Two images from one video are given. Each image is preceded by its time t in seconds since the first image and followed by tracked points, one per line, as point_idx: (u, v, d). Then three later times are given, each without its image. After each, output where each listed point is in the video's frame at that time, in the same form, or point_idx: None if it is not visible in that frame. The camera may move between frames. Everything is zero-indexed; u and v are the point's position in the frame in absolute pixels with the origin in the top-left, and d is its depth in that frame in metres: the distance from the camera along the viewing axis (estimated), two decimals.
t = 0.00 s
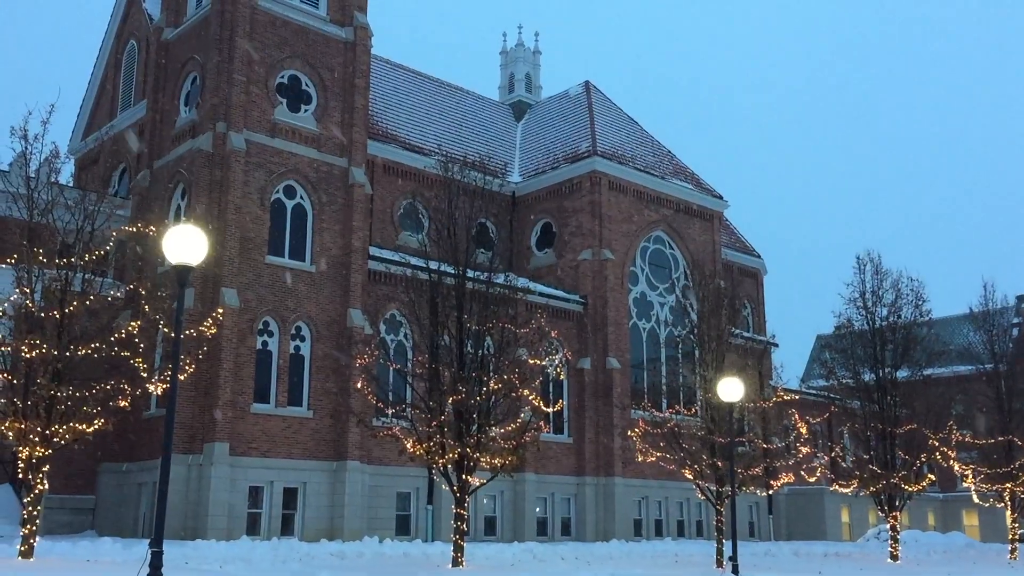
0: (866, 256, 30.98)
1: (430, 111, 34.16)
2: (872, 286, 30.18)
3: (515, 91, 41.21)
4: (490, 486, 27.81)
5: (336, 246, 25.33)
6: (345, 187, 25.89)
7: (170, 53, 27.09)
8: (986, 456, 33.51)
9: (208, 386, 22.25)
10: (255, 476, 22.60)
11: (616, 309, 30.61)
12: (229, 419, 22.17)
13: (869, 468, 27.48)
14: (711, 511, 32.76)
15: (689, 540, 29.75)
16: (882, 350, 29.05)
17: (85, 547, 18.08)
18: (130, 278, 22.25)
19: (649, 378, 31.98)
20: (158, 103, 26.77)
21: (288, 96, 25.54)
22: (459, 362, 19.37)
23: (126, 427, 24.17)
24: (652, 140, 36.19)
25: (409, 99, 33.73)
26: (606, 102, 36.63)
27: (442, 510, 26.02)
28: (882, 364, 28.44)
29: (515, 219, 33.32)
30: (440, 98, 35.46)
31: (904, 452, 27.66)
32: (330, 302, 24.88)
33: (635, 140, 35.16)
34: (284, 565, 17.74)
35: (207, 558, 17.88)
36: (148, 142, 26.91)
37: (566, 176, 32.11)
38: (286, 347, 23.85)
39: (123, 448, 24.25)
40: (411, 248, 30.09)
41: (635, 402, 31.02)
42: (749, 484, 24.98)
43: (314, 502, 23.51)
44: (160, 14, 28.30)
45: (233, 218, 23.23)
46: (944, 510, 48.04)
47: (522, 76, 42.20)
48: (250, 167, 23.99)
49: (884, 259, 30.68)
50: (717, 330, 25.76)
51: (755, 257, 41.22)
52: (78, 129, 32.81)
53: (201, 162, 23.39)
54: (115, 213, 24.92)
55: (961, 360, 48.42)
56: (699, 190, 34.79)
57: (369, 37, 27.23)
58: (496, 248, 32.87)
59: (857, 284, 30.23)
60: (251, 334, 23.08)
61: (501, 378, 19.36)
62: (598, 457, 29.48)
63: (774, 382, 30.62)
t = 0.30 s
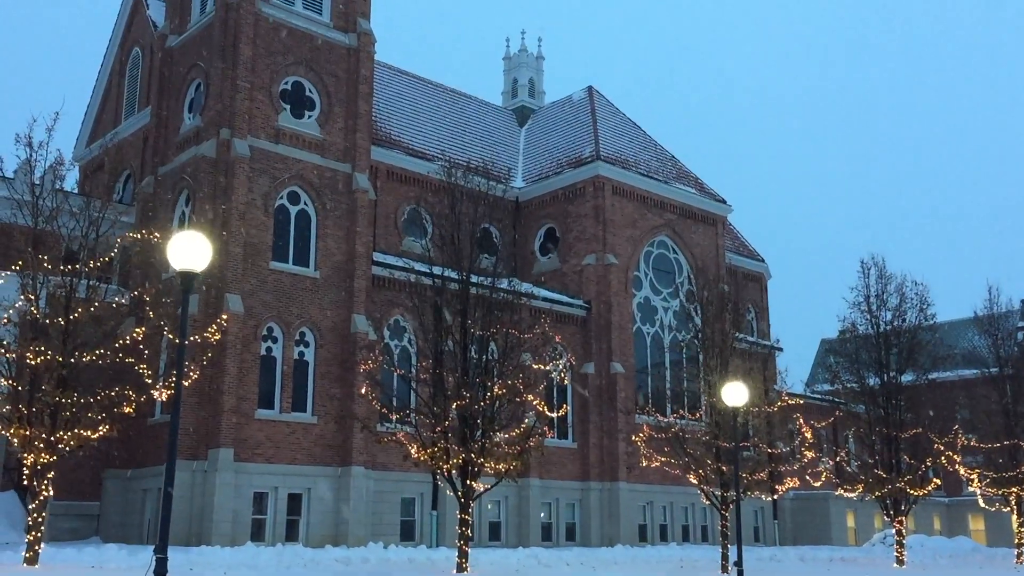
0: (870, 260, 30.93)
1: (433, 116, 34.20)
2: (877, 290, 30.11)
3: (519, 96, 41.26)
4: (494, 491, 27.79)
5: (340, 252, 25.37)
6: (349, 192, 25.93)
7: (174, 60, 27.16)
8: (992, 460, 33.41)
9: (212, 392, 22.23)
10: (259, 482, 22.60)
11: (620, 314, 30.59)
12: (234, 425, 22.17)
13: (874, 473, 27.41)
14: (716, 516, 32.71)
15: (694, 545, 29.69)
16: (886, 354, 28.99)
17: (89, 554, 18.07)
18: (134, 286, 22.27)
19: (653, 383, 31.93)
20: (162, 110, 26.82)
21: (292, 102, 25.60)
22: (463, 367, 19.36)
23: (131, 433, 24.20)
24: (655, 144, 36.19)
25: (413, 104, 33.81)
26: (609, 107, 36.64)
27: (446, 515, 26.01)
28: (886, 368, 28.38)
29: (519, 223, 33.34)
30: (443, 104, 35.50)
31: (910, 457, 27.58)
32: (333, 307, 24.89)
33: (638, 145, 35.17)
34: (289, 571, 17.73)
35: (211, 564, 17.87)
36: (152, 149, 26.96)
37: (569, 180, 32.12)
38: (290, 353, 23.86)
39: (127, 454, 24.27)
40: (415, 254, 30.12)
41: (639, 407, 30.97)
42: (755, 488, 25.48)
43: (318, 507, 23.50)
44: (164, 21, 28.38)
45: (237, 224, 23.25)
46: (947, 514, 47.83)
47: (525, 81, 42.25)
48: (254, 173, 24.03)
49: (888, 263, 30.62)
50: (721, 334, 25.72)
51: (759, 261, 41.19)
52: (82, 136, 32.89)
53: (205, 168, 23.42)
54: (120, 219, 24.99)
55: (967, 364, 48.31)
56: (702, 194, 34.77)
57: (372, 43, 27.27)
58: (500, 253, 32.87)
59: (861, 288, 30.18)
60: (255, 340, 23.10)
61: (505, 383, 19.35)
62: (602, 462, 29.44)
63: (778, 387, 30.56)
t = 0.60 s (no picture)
0: (874, 267, 30.88)
1: (436, 125, 34.28)
2: (881, 297, 30.06)
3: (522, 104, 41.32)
4: (499, 500, 27.74)
5: (344, 261, 25.40)
6: (352, 201, 25.98)
7: (178, 71, 27.25)
8: (998, 467, 33.28)
9: (217, 401, 22.24)
10: (263, 492, 22.58)
11: (624, 322, 30.57)
12: (238, 435, 22.17)
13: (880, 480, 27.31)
14: (721, 524, 32.64)
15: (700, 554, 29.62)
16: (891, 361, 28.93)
17: (94, 564, 18.06)
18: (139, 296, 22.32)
19: (657, 391, 31.88)
20: (167, 120, 26.91)
21: (296, 111, 25.67)
22: (467, 376, 19.33)
23: (136, 443, 24.21)
24: (658, 152, 36.22)
25: (416, 113, 33.89)
26: (612, 115, 36.68)
27: (451, 524, 25.97)
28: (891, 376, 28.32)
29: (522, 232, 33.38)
30: (446, 113, 35.59)
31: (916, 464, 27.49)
32: (337, 317, 24.91)
33: (641, 153, 35.19)
34: None
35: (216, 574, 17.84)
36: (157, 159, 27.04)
37: (573, 189, 32.15)
38: (295, 362, 23.87)
39: (132, 464, 24.28)
40: (419, 262, 30.15)
41: (644, 415, 30.93)
42: (761, 496, 25.51)
43: (322, 517, 23.47)
44: (168, 32, 28.48)
45: (242, 234, 23.29)
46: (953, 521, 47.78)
47: (528, 90, 42.31)
48: (258, 182, 24.08)
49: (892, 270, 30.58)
50: (726, 341, 25.69)
51: (763, 268, 41.17)
52: (87, 146, 33.00)
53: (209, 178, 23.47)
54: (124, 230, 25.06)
55: (973, 371, 48.17)
56: (705, 202, 34.77)
57: (375, 53, 27.33)
58: (504, 261, 32.89)
59: (866, 295, 30.13)
60: (259, 350, 23.12)
61: (509, 392, 19.32)
62: (607, 470, 29.37)
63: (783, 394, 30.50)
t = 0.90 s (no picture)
0: (879, 277, 30.84)
1: (440, 137, 34.36)
2: (886, 306, 30.00)
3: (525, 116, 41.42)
4: (504, 511, 27.69)
5: (348, 273, 25.43)
6: (357, 213, 26.04)
7: (183, 85, 27.36)
8: (1006, 478, 33.13)
9: (222, 414, 22.24)
10: (268, 504, 22.56)
11: (628, 332, 30.53)
12: (243, 447, 22.16)
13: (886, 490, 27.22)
14: (727, 535, 32.53)
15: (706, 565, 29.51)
16: (897, 371, 28.85)
17: None
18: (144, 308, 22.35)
19: (662, 401, 31.82)
20: (172, 134, 27.02)
21: (300, 124, 25.75)
22: (472, 387, 19.31)
23: (141, 455, 24.23)
24: (662, 162, 36.24)
25: (420, 125, 33.97)
26: (616, 126, 36.74)
27: (456, 536, 25.91)
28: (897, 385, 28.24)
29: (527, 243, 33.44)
30: (450, 125, 35.67)
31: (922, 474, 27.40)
32: (342, 329, 24.93)
33: (645, 163, 35.22)
34: None
35: None
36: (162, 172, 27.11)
37: (576, 200, 32.17)
38: (300, 374, 23.88)
39: (138, 476, 24.29)
40: (423, 274, 30.19)
41: (649, 426, 30.87)
42: (767, 507, 25.54)
43: (327, 529, 23.44)
44: (173, 46, 28.62)
45: (246, 246, 23.34)
46: (962, 531, 47.49)
47: (532, 101, 42.41)
48: (262, 195, 24.14)
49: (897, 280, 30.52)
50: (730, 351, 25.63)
51: (768, 278, 41.13)
52: (92, 160, 33.12)
53: (213, 190, 23.53)
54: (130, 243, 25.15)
55: (980, 381, 47.99)
56: (709, 212, 34.76)
57: (379, 65, 27.42)
58: (508, 272, 32.93)
59: (871, 304, 30.08)
60: (264, 362, 23.14)
61: (514, 403, 19.31)
62: (612, 481, 29.30)
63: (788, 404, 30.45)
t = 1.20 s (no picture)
0: (884, 288, 30.80)
1: (445, 150, 34.44)
2: (892, 317, 29.94)
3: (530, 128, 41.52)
4: (510, 524, 27.59)
5: (353, 286, 25.47)
6: (362, 226, 26.10)
7: (189, 99, 27.48)
8: (1014, 490, 32.95)
9: (228, 427, 22.22)
10: (273, 518, 22.51)
11: (634, 344, 30.49)
12: (248, 460, 22.14)
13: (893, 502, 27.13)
14: (734, 548, 32.37)
15: None
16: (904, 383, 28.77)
17: None
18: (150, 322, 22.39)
19: (668, 413, 31.75)
20: (177, 148, 27.11)
21: (305, 137, 25.85)
22: (477, 400, 19.34)
23: (147, 469, 24.19)
24: (667, 174, 36.27)
25: (425, 139, 34.08)
26: (620, 138, 36.79)
27: (462, 549, 25.82)
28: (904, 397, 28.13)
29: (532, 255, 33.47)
30: (454, 138, 35.76)
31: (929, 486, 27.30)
32: (347, 342, 24.94)
33: (649, 175, 35.25)
34: None
35: None
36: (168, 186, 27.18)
37: (581, 212, 32.20)
38: (305, 387, 23.88)
39: (143, 490, 24.25)
40: (429, 286, 30.20)
41: (655, 438, 30.80)
42: (773, 519, 25.56)
43: (333, 543, 23.38)
44: (179, 60, 28.77)
45: (252, 260, 23.39)
46: (970, 544, 47.20)
47: (536, 114, 42.52)
48: (267, 208, 24.21)
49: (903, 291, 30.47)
50: (736, 363, 25.59)
51: (774, 290, 41.07)
52: (98, 174, 33.23)
53: (219, 204, 23.59)
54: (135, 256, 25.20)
55: (987, 392, 47.81)
56: (714, 224, 34.77)
57: (384, 79, 27.53)
58: (513, 284, 32.95)
59: (877, 316, 30.03)
60: (269, 375, 23.15)
61: (519, 416, 19.33)
62: (618, 494, 29.19)
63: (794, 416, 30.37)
